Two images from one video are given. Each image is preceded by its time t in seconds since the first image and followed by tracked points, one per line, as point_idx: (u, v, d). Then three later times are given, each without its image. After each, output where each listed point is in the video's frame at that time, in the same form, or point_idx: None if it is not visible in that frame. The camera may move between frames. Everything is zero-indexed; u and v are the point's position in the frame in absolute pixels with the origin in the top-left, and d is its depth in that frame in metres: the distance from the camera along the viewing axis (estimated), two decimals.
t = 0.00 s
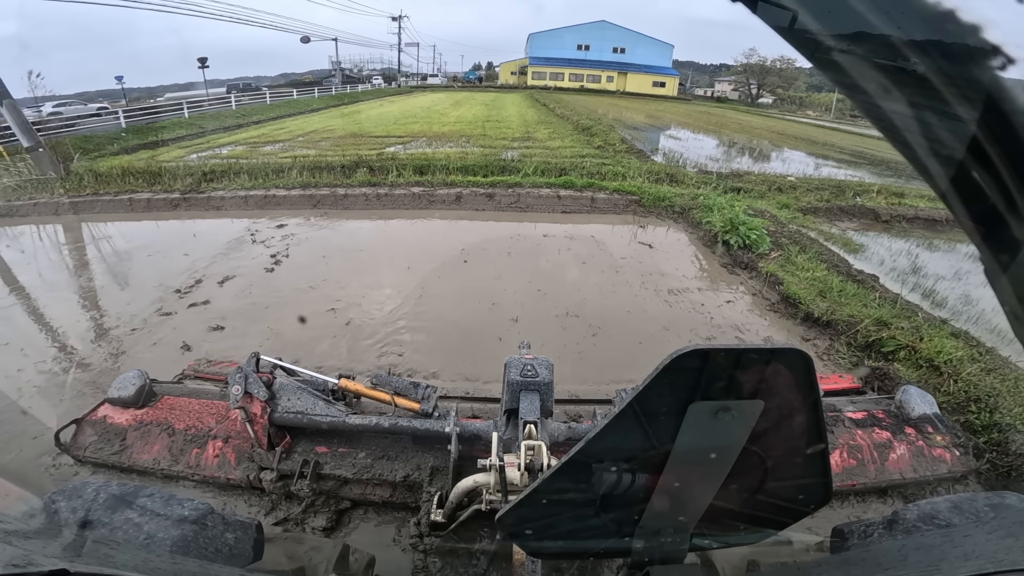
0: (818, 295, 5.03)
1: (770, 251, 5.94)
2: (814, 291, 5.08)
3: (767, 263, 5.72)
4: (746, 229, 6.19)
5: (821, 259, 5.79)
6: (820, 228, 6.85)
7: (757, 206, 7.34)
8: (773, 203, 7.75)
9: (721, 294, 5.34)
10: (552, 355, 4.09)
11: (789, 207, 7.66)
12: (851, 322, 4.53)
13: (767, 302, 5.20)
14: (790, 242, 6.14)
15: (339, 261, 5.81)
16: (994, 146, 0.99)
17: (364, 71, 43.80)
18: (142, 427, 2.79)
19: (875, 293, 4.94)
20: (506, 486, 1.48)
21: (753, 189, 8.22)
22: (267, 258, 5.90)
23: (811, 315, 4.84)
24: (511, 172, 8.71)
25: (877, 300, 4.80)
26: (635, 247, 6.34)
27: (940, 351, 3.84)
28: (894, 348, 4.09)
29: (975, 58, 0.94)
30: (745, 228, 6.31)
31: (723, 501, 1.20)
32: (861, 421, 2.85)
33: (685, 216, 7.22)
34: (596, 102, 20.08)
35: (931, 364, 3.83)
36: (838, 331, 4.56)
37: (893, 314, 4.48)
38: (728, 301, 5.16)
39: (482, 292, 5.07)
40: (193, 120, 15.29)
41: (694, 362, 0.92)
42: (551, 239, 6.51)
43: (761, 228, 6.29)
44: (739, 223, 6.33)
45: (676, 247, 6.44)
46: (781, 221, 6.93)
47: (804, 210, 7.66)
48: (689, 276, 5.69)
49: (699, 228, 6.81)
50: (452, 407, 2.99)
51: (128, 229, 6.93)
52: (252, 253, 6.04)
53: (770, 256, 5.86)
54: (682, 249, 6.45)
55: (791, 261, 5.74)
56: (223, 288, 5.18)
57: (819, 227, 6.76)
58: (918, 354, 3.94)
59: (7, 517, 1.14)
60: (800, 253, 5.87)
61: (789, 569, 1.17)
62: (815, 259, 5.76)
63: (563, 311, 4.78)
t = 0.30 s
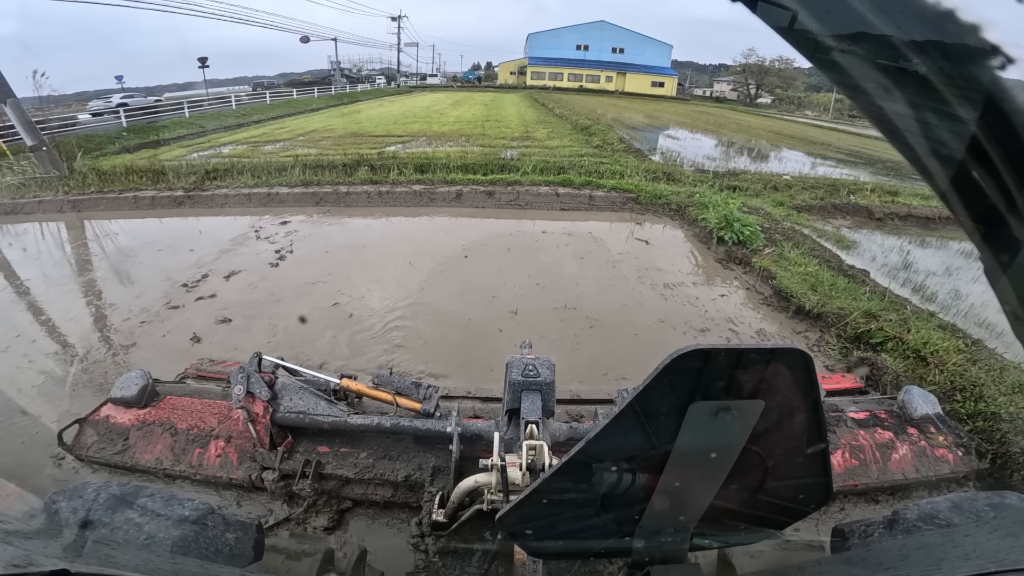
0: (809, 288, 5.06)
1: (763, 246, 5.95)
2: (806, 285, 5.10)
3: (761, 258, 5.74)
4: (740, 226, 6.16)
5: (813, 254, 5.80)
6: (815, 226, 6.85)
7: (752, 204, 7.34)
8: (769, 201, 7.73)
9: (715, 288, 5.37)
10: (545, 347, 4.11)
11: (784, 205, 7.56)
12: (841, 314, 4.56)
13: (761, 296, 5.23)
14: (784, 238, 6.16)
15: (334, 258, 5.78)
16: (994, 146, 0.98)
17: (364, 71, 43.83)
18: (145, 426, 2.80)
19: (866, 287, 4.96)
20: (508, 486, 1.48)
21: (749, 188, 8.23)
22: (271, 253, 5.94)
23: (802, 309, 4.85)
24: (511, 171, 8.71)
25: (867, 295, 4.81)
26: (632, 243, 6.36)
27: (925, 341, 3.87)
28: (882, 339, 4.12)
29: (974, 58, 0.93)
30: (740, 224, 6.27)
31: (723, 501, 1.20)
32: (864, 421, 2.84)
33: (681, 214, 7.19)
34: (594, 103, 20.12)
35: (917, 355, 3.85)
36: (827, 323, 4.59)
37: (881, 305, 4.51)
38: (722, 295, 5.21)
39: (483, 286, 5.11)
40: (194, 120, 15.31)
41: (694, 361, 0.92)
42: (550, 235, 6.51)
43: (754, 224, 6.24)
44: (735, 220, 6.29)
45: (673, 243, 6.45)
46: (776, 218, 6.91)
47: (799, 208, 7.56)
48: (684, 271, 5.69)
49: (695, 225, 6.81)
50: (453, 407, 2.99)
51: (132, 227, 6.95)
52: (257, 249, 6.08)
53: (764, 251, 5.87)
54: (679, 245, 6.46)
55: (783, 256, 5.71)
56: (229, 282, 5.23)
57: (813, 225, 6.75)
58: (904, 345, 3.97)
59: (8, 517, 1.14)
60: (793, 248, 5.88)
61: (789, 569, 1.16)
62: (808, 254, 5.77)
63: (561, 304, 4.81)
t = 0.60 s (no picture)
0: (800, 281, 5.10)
1: (756, 242, 5.95)
2: (796, 278, 5.14)
3: (752, 253, 5.75)
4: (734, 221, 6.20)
5: (804, 249, 5.80)
6: (808, 222, 6.84)
7: (747, 200, 7.33)
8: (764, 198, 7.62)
9: (708, 282, 5.38)
10: (541, 340, 4.11)
11: (778, 203, 7.47)
12: (830, 307, 4.60)
13: (753, 289, 5.26)
14: (777, 233, 6.17)
15: (331, 254, 5.77)
16: (994, 147, 0.98)
17: (363, 71, 43.84)
18: (144, 426, 2.79)
19: (855, 281, 4.98)
20: (508, 486, 1.48)
21: (746, 187, 8.25)
22: (274, 249, 5.96)
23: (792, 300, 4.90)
24: (510, 169, 8.71)
25: (858, 288, 4.88)
26: (628, 239, 6.37)
27: (913, 332, 3.94)
28: (870, 330, 4.18)
29: (975, 58, 0.93)
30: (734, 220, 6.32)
31: (723, 501, 1.20)
32: (863, 422, 2.84)
33: (678, 211, 7.20)
34: (591, 102, 20.15)
35: (905, 345, 3.91)
36: (817, 315, 4.64)
37: (871, 298, 4.58)
38: (715, 288, 5.23)
39: (482, 280, 5.14)
40: (194, 120, 15.30)
41: (694, 361, 0.92)
42: (547, 232, 6.52)
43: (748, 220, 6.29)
44: (728, 216, 6.35)
45: (668, 239, 6.46)
46: (770, 215, 6.87)
47: (793, 205, 7.44)
48: (679, 266, 5.69)
49: (691, 222, 6.82)
50: (453, 407, 2.99)
51: (135, 225, 6.96)
52: (261, 246, 6.09)
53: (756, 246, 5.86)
54: (674, 240, 6.47)
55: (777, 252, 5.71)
56: (233, 278, 5.26)
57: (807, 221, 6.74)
58: (891, 335, 4.04)
59: (7, 517, 1.14)
60: (786, 243, 5.88)
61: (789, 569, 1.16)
62: (800, 249, 5.78)
63: (557, 297, 4.82)
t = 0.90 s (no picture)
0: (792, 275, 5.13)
1: (750, 238, 5.96)
2: (789, 272, 5.16)
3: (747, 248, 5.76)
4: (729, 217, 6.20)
5: (798, 245, 5.81)
6: (803, 220, 6.86)
7: (743, 198, 7.34)
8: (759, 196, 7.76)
9: (703, 277, 5.39)
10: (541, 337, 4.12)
11: (774, 200, 7.65)
12: (821, 300, 4.64)
13: (747, 284, 5.29)
14: (771, 229, 6.18)
15: (332, 251, 5.77)
16: (994, 146, 0.98)
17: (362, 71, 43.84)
18: (144, 426, 2.80)
19: (846, 276, 4.99)
20: (508, 486, 1.47)
21: (744, 185, 8.27)
22: (280, 246, 5.97)
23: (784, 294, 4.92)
24: (510, 168, 8.71)
25: (847, 282, 4.86)
26: (626, 235, 6.38)
27: (902, 325, 3.99)
28: (860, 322, 4.24)
29: (975, 58, 0.93)
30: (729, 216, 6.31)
31: (723, 501, 1.20)
32: (863, 423, 2.84)
33: (675, 208, 7.21)
34: (591, 102, 20.16)
35: (893, 336, 3.99)
36: (809, 308, 4.68)
37: (860, 291, 4.61)
38: (711, 283, 5.25)
39: (482, 275, 5.14)
40: (194, 120, 15.29)
41: (694, 362, 0.92)
42: (547, 229, 6.52)
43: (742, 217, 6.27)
44: (724, 213, 6.33)
45: (664, 236, 6.48)
46: (765, 212, 6.86)
47: (788, 203, 7.63)
48: (676, 262, 5.70)
49: (687, 219, 6.82)
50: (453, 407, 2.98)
51: (140, 224, 6.97)
52: (266, 243, 6.10)
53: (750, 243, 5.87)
54: (671, 237, 6.48)
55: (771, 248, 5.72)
56: (241, 273, 5.30)
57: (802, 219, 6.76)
58: (881, 327, 4.10)
59: (8, 517, 1.14)
60: (781, 240, 5.89)
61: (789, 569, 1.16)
62: (793, 244, 5.78)
63: (556, 290, 4.84)
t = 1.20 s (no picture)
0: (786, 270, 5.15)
1: (745, 235, 5.98)
2: (781, 267, 5.19)
3: (741, 245, 5.77)
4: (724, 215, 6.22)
5: (793, 241, 5.82)
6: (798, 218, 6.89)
7: (739, 197, 7.36)
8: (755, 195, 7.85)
9: (698, 273, 5.40)
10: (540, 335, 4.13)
11: (770, 200, 7.78)
12: (813, 294, 4.67)
13: (742, 279, 5.31)
14: (766, 226, 6.20)
15: (332, 248, 5.77)
16: (994, 147, 0.98)
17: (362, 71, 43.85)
18: (144, 426, 2.80)
19: (839, 271, 5.00)
20: (508, 486, 1.47)
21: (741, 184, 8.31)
22: (284, 242, 5.98)
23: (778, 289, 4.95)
24: (511, 167, 8.72)
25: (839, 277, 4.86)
26: (623, 232, 6.39)
27: (890, 317, 4.03)
28: (851, 315, 4.28)
29: (975, 58, 0.93)
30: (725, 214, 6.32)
31: (723, 501, 1.20)
32: (862, 423, 2.84)
33: (672, 207, 7.22)
34: (590, 102, 20.21)
35: (882, 328, 4.03)
36: (802, 302, 4.71)
37: (852, 285, 4.64)
38: (706, 278, 5.26)
39: (482, 270, 5.14)
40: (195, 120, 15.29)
41: (694, 362, 0.92)
42: (546, 226, 6.53)
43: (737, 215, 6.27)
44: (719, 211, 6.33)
45: (660, 233, 6.49)
46: (759, 210, 6.89)
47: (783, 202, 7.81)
48: (672, 258, 5.71)
49: (683, 217, 6.82)
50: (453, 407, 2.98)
51: (146, 221, 6.99)
52: (269, 239, 6.12)
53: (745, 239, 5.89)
54: (666, 234, 6.50)
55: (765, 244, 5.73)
56: (243, 270, 5.31)
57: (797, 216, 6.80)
58: (871, 320, 4.14)
59: (8, 517, 1.14)
60: (776, 236, 5.90)
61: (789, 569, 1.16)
62: (787, 241, 5.78)
63: (554, 284, 4.86)
